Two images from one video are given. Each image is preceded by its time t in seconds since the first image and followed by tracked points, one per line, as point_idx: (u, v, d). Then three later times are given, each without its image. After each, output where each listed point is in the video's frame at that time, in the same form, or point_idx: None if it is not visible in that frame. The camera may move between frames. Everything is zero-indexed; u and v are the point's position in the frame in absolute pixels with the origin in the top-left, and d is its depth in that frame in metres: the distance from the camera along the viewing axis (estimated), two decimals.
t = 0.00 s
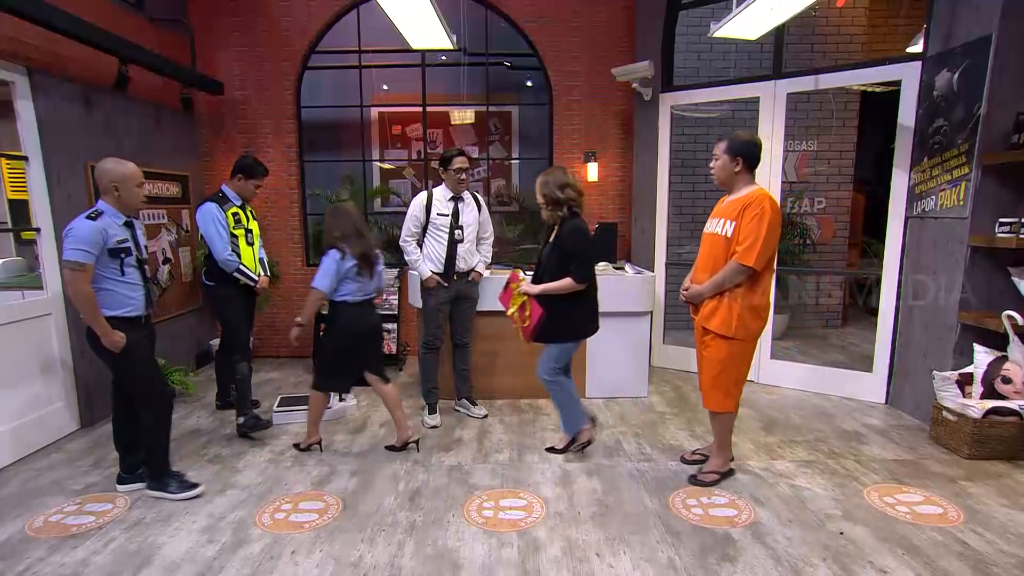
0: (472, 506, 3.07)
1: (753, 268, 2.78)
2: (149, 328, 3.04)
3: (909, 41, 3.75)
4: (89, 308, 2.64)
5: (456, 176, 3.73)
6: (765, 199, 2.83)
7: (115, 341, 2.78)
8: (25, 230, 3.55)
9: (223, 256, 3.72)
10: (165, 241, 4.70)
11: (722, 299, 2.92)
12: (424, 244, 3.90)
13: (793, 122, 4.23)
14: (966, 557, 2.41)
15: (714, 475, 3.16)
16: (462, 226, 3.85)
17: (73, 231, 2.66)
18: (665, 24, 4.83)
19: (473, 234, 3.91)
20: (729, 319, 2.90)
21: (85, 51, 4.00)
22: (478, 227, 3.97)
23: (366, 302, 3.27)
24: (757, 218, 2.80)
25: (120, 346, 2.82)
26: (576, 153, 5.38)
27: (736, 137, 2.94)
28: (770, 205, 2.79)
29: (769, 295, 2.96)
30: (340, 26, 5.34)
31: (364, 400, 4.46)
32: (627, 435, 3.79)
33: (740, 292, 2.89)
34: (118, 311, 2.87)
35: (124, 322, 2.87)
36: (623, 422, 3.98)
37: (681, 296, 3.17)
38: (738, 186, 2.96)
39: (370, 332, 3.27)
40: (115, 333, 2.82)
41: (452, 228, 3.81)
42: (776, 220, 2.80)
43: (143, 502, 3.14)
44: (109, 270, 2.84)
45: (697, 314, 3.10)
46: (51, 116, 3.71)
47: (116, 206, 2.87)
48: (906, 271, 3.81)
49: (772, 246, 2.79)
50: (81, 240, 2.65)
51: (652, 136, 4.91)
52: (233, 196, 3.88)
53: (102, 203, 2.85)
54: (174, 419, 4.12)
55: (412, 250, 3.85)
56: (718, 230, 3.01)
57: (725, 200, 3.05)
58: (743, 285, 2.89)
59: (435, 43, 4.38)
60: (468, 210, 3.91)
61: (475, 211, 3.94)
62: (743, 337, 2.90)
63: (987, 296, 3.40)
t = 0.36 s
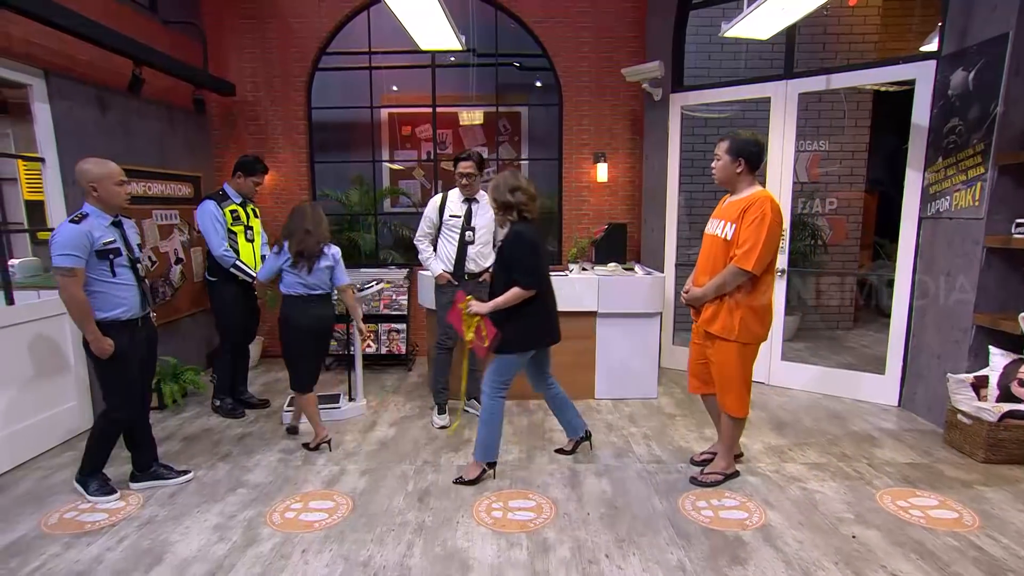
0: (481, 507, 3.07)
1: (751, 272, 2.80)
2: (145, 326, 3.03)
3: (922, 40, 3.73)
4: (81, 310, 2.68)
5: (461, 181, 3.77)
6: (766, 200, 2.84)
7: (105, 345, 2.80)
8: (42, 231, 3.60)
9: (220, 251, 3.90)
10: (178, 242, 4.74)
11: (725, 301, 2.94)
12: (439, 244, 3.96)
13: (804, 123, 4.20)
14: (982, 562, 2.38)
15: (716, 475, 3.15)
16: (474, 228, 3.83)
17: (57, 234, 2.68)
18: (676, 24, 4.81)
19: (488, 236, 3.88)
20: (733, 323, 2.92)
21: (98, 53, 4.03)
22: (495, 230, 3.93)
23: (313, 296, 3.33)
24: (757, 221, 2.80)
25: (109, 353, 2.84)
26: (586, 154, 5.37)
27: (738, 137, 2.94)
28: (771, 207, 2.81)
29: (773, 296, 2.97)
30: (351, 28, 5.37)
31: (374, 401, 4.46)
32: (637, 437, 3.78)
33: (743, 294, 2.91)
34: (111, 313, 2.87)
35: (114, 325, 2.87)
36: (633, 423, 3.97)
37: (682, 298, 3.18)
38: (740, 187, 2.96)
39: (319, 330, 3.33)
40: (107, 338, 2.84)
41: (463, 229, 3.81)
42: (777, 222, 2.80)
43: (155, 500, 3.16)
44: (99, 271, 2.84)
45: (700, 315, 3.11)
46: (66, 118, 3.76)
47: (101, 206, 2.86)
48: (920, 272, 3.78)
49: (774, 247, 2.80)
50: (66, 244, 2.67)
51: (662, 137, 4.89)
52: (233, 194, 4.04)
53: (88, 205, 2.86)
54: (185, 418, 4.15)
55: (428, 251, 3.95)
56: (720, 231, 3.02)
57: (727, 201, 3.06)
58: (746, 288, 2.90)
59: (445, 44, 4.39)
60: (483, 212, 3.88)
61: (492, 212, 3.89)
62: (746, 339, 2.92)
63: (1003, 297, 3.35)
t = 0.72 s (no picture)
0: (497, 509, 3.05)
1: (766, 273, 2.77)
2: (129, 328, 2.97)
3: (950, 35, 3.64)
4: (53, 310, 2.64)
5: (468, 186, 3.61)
6: (774, 200, 2.83)
7: (78, 342, 2.77)
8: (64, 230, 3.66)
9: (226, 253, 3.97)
10: (195, 242, 4.78)
11: (733, 303, 2.91)
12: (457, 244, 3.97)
13: (826, 121, 4.13)
14: (1011, 573, 2.32)
15: (734, 480, 3.11)
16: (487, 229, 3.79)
17: (36, 232, 2.69)
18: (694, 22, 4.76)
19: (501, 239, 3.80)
20: (745, 325, 2.89)
21: (119, 56, 4.07)
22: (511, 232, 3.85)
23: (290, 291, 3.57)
24: (768, 221, 2.79)
25: (83, 350, 2.80)
26: (602, 153, 5.33)
27: (740, 137, 2.96)
28: (779, 208, 2.79)
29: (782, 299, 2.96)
30: (367, 28, 5.38)
31: (389, 401, 4.46)
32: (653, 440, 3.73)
33: (752, 297, 2.88)
34: (88, 312, 2.84)
35: (92, 323, 2.84)
36: (649, 426, 3.92)
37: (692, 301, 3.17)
38: (744, 187, 2.96)
39: (300, 323, 3.57)
40: (82, 335, 2.82)
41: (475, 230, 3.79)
42: (789, 223, 2.78)
43: (173, 498, 3.19)
44: (79, 270, 2.80)
45: (711, 318, 3.09)
46: (89, 119, 3.81)
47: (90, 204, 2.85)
48: (946, 274, 3.69)
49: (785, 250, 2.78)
50: (41, 241, 2.66)
51: (680, 136, 4.83)
52: (240, 195, 4.06)
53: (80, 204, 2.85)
54: (202, 417, 4.18)
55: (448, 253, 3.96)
56: (728, 233, 3.02)
57: (731, 201, 3.06)
58: (757, 290, 2.87)
59: (460, 44, 4.38)
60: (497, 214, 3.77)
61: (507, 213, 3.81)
62: (758, 342, 2.90)
63: None
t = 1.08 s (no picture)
0: (510, 512, 3.02)
1: (747, 274, 2.87)
2: (120, 331, 2.86)
3: (977, 31, 3.55)
4: (36, 310, 2.62)
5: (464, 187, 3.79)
6: (751, 206, 2.95)
7: (64, 341, 2.73)
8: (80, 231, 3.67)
9: (246, 253, 4.03)
10: (209, 242, 4.79)
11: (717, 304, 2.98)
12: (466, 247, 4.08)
13: (846, 120, 4.06)
14: None
15: (750, 486, 3.05)
16: (488, 230, 3.83)
17: (23, 233, 2.66)
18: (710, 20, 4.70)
19: (503, 237, 3.83)
20: (728, 325, 2.95)
21: (134, 57, 4.08)
22: (513, 230, 3.86)
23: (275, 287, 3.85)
24: (746, 226, 2.89)
25: (69, 350, 2.76)
26: (617, 153, 5.28)
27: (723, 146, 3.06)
28: (756, 212, 2.90)
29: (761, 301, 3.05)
30: (380, 28, 5.38)
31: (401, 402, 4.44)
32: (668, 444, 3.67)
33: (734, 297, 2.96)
34: (75, 313, 2.76)
35: (80, 325, 2.76)
36: (664, 429, 3.86)
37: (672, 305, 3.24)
38: (723, 194, 3.07)
39: (279, 320, 3.82)
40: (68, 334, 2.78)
41: (477, 232, 3.85)
42: (765, 226, 2.90)
43: (187, 497, 3.19)
44: (65, 272, 2.73)
45: (692, 321, 3.15)
46: (105, 120, 3.83)
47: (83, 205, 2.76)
48: (972, 276, 3.60)
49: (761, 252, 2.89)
50: (24, 243, 2.63)
51: (696, 136, 4.77)
52: (265, 197, 4.05)
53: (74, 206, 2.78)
54: (216, 417, 4.19)
55: (458, 255, 4.09)
56: (706, 238, 3.11)
57: (709, 207, 3.16)
58: (738, 290, 2.95)
59: (474, 43, 4.36)
60: (497, 213, 3.84)
61: (507, 213, 3.85)
62: (743, 341, 2.96)
63: None
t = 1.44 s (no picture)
0: (524, 517, 2.97)
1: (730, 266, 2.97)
2: (121, 341, 2.73)
3: (1007, 26, 3.44)
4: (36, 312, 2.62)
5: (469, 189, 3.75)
6: (736, 200, 3.04)
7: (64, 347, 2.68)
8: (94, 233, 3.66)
9: (263, 250, 4.05)
10: (222, 243, 4.79)
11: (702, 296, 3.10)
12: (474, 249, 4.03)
13: (868, 119, 3.98)
14: None
15: (716, 470, 3.26)
16: (495, 231, 3.80)
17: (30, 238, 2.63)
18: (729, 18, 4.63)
19: (511, 237, 3.79)
20: (712, 316, 3.07)
21: (150, 58, 4.09)
22: (521, 231, 3.82)
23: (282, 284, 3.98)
24: (731, 220, 2.99)
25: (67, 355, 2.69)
26: (633, 154, 5.22)
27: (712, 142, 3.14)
28: (742, 208, 3.00)
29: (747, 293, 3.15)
30: (394, 28, 5.37)
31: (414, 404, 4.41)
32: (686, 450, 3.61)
33: (719, 287, 3.08)
34: (75, 320, 2.68)
35: (80, 333, 2.67)
36: (680, 434, 3.79)
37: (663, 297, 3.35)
38: (712, 190, 3.15)
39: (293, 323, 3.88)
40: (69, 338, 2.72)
41: (484, 233, 3.81)
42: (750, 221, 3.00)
43: (200, 499, 3.18)
44: (68, 278, 2.66)
45: (680, 312, 3.27)
46: (121, 121, 3.84)
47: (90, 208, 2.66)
48: (1002, 279, 3.50)
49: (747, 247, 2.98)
50: (29, 246, 2.60)
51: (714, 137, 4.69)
52: (282, 196, 4.09)
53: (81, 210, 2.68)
54: (229, 418, 4.18)
55: (465, 258, 4.03)
56: (694, 232, 3.20)
57: (698, 202, 3.25)
58: (723, 282, 3.06)
59: (488, 43, 4.32)
60: (503, 214, 3.81)
61: (512, 213, 3.82)
62: (727, 331, 3.08)
63: None
